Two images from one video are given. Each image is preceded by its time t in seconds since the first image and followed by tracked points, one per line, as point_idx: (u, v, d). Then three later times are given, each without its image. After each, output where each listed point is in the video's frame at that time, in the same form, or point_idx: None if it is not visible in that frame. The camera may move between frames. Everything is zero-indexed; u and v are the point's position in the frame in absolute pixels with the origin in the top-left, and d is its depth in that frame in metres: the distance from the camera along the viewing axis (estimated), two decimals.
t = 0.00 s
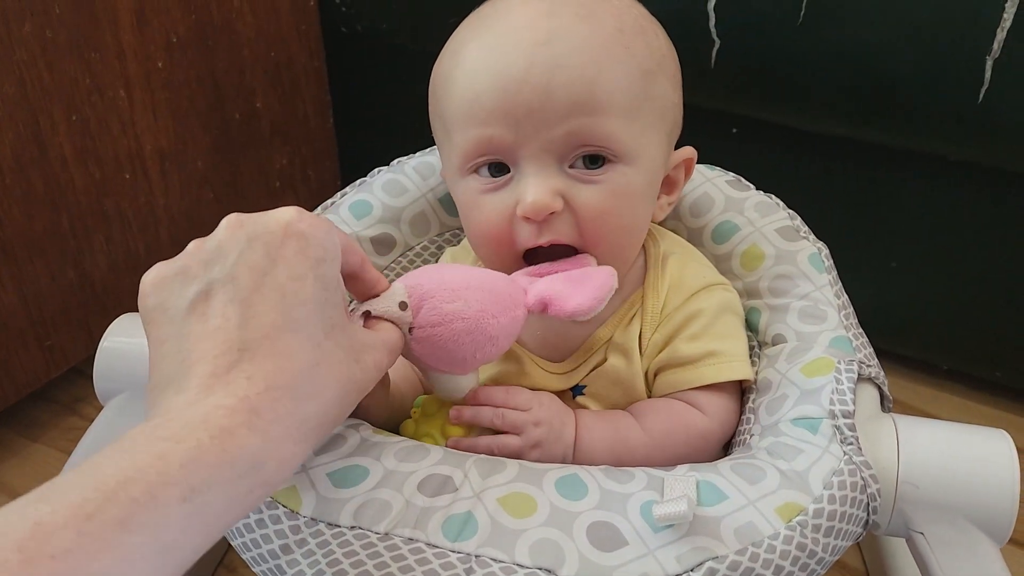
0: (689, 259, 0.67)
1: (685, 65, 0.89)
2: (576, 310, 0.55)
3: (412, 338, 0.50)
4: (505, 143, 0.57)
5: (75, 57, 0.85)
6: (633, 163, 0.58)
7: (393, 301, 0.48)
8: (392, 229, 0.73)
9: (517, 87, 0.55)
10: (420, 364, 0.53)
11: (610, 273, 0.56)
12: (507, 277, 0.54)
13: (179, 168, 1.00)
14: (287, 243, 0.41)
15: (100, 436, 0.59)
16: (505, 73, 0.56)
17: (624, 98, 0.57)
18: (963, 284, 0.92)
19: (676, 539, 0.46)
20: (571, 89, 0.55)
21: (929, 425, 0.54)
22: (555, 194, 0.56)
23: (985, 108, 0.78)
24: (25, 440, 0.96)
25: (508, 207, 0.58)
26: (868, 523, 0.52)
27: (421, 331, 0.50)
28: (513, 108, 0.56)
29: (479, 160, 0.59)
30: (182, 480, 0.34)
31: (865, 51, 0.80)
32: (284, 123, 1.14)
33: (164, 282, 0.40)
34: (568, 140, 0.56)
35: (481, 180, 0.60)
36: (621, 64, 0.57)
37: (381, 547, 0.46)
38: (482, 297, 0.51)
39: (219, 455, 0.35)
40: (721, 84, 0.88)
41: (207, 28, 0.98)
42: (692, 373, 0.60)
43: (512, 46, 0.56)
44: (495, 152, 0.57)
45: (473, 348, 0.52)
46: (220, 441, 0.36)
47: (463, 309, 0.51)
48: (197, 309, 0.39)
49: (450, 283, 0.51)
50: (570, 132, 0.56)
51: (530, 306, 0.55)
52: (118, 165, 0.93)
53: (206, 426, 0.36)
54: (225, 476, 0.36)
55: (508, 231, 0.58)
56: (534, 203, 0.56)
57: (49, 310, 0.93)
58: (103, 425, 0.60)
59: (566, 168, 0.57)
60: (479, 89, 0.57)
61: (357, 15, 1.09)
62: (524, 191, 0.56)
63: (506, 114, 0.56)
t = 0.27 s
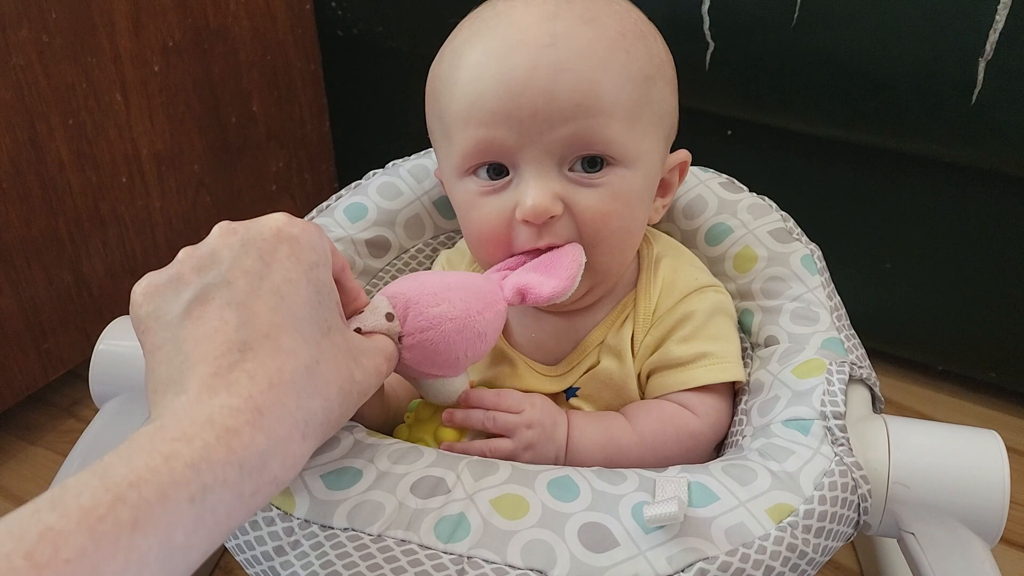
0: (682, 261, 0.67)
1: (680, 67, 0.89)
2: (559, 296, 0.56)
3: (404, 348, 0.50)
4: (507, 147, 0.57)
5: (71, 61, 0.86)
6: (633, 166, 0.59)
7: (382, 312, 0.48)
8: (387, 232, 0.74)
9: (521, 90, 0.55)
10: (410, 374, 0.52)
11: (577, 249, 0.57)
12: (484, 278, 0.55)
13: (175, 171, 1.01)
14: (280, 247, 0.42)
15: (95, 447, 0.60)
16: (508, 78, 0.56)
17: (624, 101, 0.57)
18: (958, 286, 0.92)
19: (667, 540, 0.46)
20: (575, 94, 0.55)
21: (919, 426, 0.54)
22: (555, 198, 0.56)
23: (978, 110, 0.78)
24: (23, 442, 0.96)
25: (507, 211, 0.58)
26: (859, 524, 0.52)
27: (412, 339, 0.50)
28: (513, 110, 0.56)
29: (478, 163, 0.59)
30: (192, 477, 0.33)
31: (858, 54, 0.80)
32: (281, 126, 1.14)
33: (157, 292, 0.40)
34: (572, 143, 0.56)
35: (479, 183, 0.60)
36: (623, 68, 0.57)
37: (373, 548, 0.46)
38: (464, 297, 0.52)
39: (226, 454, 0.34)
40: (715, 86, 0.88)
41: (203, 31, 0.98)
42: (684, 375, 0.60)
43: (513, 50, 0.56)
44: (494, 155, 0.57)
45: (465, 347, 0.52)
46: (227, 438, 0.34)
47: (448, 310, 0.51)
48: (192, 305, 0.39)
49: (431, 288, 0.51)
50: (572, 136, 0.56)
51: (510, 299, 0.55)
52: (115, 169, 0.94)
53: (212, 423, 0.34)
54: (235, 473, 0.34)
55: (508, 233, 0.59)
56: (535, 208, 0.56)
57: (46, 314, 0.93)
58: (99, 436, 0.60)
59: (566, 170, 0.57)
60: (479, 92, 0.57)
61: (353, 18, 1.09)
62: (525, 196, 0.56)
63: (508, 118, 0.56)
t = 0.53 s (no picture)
0: (680, 261, 0.67)
1: (679, 66, 0.89)
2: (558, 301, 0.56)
3: (406, 368, 0.51)
4: (503, 148, 0.57)
5: (70, 62, 0.86)
6: (631, 166, 0.59)
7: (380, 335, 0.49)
8: (385, 232, 0.74)
9: (515, 92, 0.55)
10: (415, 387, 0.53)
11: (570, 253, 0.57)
12: (483, 287, 0.54)
13: (175, 171, 1.01)
14: (280, 273, 0.42)
15: (94, 448, 0.60)
16: (504, 79, 0.55)
17: (621, 101, 0.57)
18: (958, 285, 0.92)
19: (666, 541, 0.46)
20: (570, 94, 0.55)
21: (918, 426, 0.54)
22: (553, 201, 0.56)
23: (977, 109, 0.78)
24: (23, 443, 0.96)
25: (504, 213, 0.58)
26: (858, 523, 0.52)
27: (412, 359, 0.50)
28: (510, 113, 0.56)
29: (475, 164, 0.59)
30: (184, 503, 0.33)
31: (857, 53, 0.80)
32: (281, 126, 1.14)
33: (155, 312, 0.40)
34: (564, 146, 0.56)
35: (476, 184, 0.60)
36: (619, 68, 0.57)
37: (372, 549, 0.46)
38: (463, 312, 0.52)
39: (222, 478, 0.34)
40: (715, 85, 0.88)
41: (202, 32, 0.98)
42: (682, 375, 0.60)
43: (509, 51, 0.56)
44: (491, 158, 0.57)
45: (466, 361, 0.52)
46: (219, 468, 0.34)
47: (447, 328, 0.51)
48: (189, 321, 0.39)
49: (428, 306, 0.51)
50: (567, 137, 0.56)
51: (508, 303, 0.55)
52: (114, 170, 0.94)
53: (205, 452, 0.35)
54: (225, 505, 0.34)
55: (503, 233, 0.59)
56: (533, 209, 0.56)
57: (45, 315, 0.93)
58: (96, 436, 0.60)
59: (563, 171, 0.57)
60: (475, 94, 0.57)
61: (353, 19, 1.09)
62: (522, 197, 0.56)
63: (504, 120, 0.56)
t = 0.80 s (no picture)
0: (682, 260, 0.67)
1: (681, 65, 0.89)
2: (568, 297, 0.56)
3: (415, 365, 0.51)
4: (510, 149, 0.57)
5: (71, 62, 0.86)
6: (638, 166, 0.59)
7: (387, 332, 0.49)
8: (388, 232, 0.74)
9: (524, 94, 0.55)
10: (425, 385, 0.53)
11: (580, 250, 0.57)
12: (491, 284, 0.55)
13: (177, 171, 1.01)
14: (294, 279, 0.42)
15: (97, 448, 0.60)
16: (511, 80, 0.55)
17: (628, 101, 0.57)
18: (960, 284, 0.92)
19: (668, 539, 0.46)
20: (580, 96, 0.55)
21: (921, 425, 0.54)
22: (562, 201, 0.56)
23: (979, 108, 0.78)
24: (25, 443, 0.96)
25: (513, 213, 0.58)
26: (861, 522, 0.52)
27: (422, 357, 0.50)
28: (518, 113, 0.55)
29: (482, 165, 0.59)
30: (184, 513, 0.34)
31: (859, 52, 0.80)
32: (282, 127, 1.14)
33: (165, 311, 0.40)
34: (575, 144, 0.56)
35: (484, 185, 0.60)
36: (626, 68, 0.57)
37: (375, 548, 0.46)
38: (471, 309, 0.52)
39: (224, 489, 0.35)
40: (717, 85, 0.88)
41: (204, 32, 0.98)
42: (685, 373, 0.60)
43: (515, 52, 0.56)
44: (500, 158, 0.57)
45: (476, 359, 0.52)
46: (220, 478, 0.35)
47: (456, 325, 0.51)
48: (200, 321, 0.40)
49: (436, 303, 0.51)
50: (575, 136, 0.56)
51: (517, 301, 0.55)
52: (116, 170, 0.94)
53: (205, 460, 0.35)
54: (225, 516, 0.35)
55: (512, 232, 0.59)
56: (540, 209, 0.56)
57: (48, 315, 0.93)
58: (100, 436, 0.60)
59: (571, 171, 0.57)
60: (482, 95, 0.57)
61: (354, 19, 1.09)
62: (532, 199, 0.57)
63: (510, 120, 0.56)
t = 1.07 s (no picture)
0: (688, 257, 0.67)
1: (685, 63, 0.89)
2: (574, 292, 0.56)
3: (419, 355, 0.50)
4: (516, 148, 0.56)
5: (73, 61, 0.85)
6: (645, 165, 0.58)
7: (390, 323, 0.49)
8: (391, 230, 0.73)
9: (529, 94, 0.55)
10: (429, 378, 0.53)
11: (587, 246, 0.57)
12: (497, 277, 0.54)
13: (179, 171, 1.01)
14: (281, 302, 0.40)
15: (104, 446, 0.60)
16: (516, 79, 0.55)
17: (633, 99, 0.56)
18: (965, 281, 0.92)
19: (677, 537, 0.45)
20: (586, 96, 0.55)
21: (929, 422, 0.53)
22: (567, 203, 0.56)
23: (985, 104, 0.77)
24: (28, 444, 0.96)
25: (518, 213, 0.58)
26: (870, 520, 0.51)
27: (426, 347, 0.50)
28: (523, 113, 0.55)
29: (487, 165, 0.59)
30: (166, 544, 0.33)
31: (864, 49, 0.80)
32: (284, 126, 1.14)
33: (157, 353, 0.39)
34: (582, 144, 0.56)
35: (489, 186, 0.60)
36: (632, 67, 0.56)
37: (381, 547, 0.46)
38: (476, 300, 0.52)
39: (208, 519, 0.35)
40: (721, 83, 0.88)
41: (206, 31, 0.98)
42: (692, 371, 0.60)
43: (519, 51, 0.55)
44: (505, 159, 0.57)
45: (480, 351, 0.52)
46: (203, 509, 0.35)
47: (461, 316, 0.51)
48: (190, 356, 0.39)
49: (441, 293, 0.51)
50: (582, 135, 0.56)
51: (523, 296, 0.55)
52: (118, 169, 0.94)
53: (189, 492, 0.35)
54: (208, 546, 0.35)
55: (518, 232, 0.58)
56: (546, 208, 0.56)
57: (50, 315, 0.93)
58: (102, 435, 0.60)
59: (576, 172, 0.57)
60: (486, 94, 0.56)
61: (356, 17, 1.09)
62: (538, 199, 0.57)
63: (515, 120, 0.56)
